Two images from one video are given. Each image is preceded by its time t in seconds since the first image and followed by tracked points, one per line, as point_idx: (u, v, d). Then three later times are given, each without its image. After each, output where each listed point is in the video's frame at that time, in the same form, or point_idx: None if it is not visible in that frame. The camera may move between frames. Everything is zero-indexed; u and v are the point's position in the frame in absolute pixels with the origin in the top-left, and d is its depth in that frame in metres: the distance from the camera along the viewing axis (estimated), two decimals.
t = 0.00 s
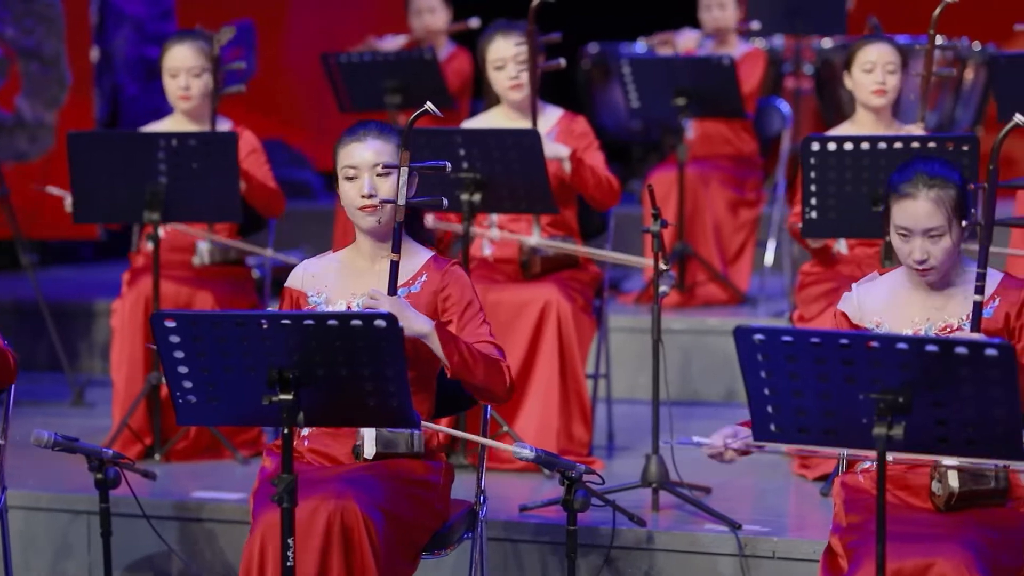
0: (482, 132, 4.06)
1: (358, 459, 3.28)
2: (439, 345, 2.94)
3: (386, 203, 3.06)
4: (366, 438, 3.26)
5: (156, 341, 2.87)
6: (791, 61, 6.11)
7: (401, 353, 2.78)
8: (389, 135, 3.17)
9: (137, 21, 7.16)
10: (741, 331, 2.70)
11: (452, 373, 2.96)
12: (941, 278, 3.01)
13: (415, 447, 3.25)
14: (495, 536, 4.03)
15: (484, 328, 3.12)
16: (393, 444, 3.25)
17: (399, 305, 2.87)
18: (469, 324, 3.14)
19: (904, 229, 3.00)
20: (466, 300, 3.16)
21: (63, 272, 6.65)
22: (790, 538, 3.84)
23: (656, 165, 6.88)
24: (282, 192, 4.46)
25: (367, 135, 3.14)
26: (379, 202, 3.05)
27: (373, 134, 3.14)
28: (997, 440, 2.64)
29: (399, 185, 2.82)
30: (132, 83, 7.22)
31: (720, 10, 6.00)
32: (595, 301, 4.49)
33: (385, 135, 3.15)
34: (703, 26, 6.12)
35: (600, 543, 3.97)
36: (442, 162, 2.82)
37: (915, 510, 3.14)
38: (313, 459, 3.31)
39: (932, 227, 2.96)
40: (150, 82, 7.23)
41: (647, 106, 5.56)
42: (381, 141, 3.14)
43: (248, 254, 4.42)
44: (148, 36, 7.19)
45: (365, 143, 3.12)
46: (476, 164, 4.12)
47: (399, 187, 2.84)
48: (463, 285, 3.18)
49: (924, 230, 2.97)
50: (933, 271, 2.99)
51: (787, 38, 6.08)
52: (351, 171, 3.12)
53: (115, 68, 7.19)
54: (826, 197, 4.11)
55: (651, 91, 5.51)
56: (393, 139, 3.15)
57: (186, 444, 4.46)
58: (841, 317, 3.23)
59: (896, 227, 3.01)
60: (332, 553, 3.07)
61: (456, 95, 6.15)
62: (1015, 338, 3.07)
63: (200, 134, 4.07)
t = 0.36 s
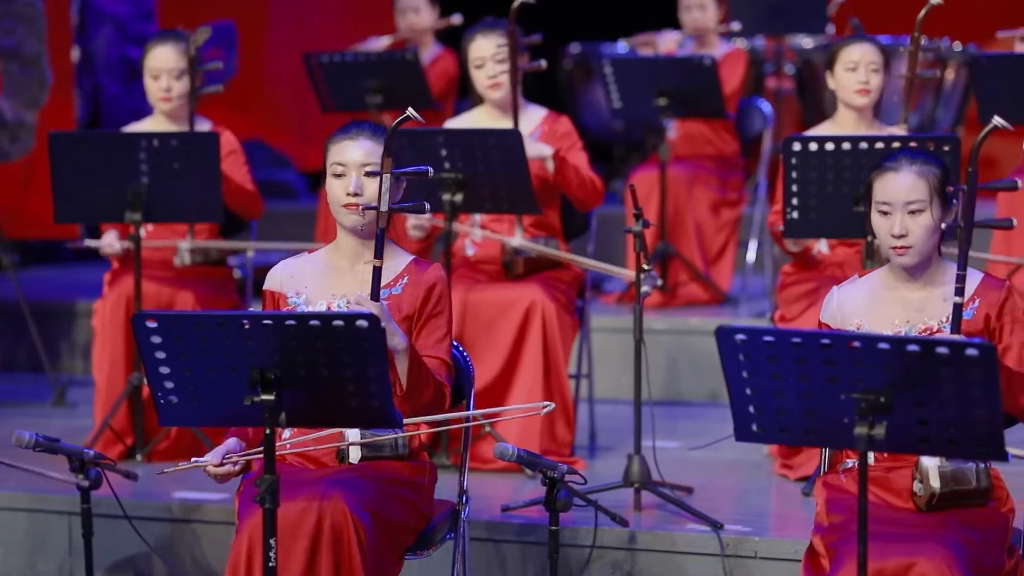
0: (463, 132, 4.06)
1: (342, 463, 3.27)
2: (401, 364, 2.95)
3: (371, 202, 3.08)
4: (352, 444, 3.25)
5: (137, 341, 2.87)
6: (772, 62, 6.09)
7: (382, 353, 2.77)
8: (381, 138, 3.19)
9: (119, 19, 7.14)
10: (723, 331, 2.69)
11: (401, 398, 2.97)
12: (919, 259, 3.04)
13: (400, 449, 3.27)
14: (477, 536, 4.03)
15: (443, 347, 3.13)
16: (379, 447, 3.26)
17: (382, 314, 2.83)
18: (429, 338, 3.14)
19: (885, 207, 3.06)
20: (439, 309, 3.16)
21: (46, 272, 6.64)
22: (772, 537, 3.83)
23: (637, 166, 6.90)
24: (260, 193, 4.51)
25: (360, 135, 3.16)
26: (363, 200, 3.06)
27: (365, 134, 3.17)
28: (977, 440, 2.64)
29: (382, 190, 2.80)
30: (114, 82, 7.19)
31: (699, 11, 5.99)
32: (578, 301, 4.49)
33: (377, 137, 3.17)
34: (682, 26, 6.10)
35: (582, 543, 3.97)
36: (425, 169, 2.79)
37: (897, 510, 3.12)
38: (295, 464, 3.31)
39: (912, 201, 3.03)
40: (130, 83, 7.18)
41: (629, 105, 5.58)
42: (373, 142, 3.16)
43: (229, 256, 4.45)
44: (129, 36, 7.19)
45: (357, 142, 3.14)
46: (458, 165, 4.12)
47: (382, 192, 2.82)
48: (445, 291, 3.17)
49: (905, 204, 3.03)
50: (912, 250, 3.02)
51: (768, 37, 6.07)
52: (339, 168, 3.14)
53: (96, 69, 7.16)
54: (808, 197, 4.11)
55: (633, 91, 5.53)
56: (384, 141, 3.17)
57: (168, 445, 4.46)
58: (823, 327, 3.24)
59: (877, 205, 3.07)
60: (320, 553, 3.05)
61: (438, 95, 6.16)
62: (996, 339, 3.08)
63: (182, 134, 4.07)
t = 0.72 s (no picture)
0: (446, 133, 4.06)
1: (332, 459, 3.21)
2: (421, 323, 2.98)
3: (328, 200, 3.10)
4: (342, 438, 3.20)
5: (119, 342, 2.85)
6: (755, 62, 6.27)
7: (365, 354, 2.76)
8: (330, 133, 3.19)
9: (102, 21, 7.24)
10: (706, 332, 2.68)
11: (440, 349, 3.01)
12: (901, 265, 3.04)
13: (388, 443, 3.24)
14: (460, 537, 4.02)
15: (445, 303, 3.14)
16: (369, 441, 3.22)
17: (369, 306, 2.84)
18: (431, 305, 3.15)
19: (869, 212, 3.06)
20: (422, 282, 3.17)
21: (29, 272, 6.63)
22: (755, 538, 3.83)
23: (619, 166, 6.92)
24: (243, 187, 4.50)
25: (309, 134, 3.16)
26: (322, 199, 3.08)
27: (313, 131, 3.16)
28: (960, 442, 2.64)
29: (366, 182, 2.86)
30: (96, 83, 7.29)
31: (682, 10, 6.01)
32: (560, 301, 4.50)
33: (326, 133, 3.17)
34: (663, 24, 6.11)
35: (566, 544, 3.95)
36: (408, 160, 2.90)
37: (878, 510, 3.12)
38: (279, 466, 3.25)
39: (896, 209, 3.02)
40: (113, 83, 7.29)
41: (612, 107, 5.59)
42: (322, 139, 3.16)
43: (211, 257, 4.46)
44: (112, 37, 7.28)
45: (306, 141, 3.14)
46: (440, 165, 4.12)
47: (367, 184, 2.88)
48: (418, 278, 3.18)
49: (888, 211, 3.02)
50: (895, 256, 3.02)
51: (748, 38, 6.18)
52: (292, 169, 3.14)
53: (78, 69, 7.24)
54: (791, 198, 4.12)
55: (614, 91, 5.55)
56: (334, 136, 3.17)
57: (149, 446, 4.47)
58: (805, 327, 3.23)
59: (861, 210, 3.07)
60: (324, 555, 3.04)
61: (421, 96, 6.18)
62: (978, 339, 3.06)
63: (165, 135, 4.06)
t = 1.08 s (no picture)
0: (424, 133, 4.05)
1: (303, 461, 3.22)
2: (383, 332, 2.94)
3: (318, 202, 3.09)
4: (311, 439, 3.20)
5: (95, 342, 2.83)
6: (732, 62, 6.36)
7: (343, 354, 2.76)
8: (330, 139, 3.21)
9: (76, 19, 7.13)
10: (683, 332, 2.68)
11: (399, 359, 2.96)
12: (876, 260, 3.05)
13: (360, 446, 3.23)
14: (438, 537, 4.01)
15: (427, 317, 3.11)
16: (339, 444, 3.22)
17: (335, 304, 2.86)
18: (414, 316, 3.12)
19: (844, 206, 3.06)
20: (407, 292, 3.15)
21: (10, 273, 6.60)
22: (732, 538, 3.82)
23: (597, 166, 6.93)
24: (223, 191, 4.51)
25: (308, 137, 3.18)
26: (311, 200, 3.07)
27: (314, 136, 3.19)
28: (935, 442, 2.64)
29: (330, 185, 2.82)
30: (72, 83, 7.21)
31: (661, 10, 5.98)
32: (538, 302, 4.50)
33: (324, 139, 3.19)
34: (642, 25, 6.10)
35: (543, 544, 3.94)
36: (370, 161, 2.84)
37: (855, 510, 3.12)
38: (256, 463, 3.27)
39: (871, 203, 3.02)
40: (88, 83, 7.23)
41: (589, 108, 5.59)
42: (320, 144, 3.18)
43: (189, 258, 4.48)
44: (87, 36, 7.18)
45: (303, 144, 3.16)
46: (418, 165, 4.12)
47: (330, 187, 2.84)
48: (403, 282, 3.17)
49: (863, 205, 3.03)
50: (869, 251, 3.03)
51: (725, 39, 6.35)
52: (288, 171, 3.15)
53: (54, 68, 7.15)
54: (768, 199, 4.12)
55: (591, 90, 5.56)
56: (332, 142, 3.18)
57: (128, 446, 4.48)
58: (780, 316, 3.22)
59: (836, 203, 3.07)
60: (285, 554, 3.03)
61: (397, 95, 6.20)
62: (954, 339, 3.05)
63: (142, 136, 4.05)
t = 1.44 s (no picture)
0: (404, 133, 4.05)
1: (286, 461, 3.20)
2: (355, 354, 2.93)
3: (296, 224, 3.07)
4: (295, 439, 3.18)
5: (75, 343, 2.82)
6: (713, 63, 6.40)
7: (323, 355, 2.75)
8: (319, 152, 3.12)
9: (54, 20, 7.14)
10: (663, 332, 2.67)
11: (365, 385, 2.95)
12: (853, 266, 3.04)
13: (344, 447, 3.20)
14: (418, 538, 4.00)
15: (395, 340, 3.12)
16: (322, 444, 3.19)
17: (324, 308, 2.84)
18: (383, 337, 3.13)
19: (823, 213, 3.04)
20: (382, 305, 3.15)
21: None
22: (712, 538, 3.82)
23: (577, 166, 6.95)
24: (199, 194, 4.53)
25: (296, 149, 3.10)
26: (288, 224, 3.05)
27: (303, 148, 3.10)
28: (913, 441, 2.64)
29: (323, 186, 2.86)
30: (52, 84, 7.21)
31: (641, 11, 6.03)
32: (518, 302, 4.52)
33: (313, 154, 3.10)
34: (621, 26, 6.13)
35: (523, 545, 3.93)
36: (365, 162, 2.91)
37: (835, 509, 3.09)
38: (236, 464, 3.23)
39: (850, 211, 3.00)
40: (68, 84, 7.23)
41: (570, 109, 5.63)
42: (307, 158, 3.10)
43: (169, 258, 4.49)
44: (66, 37, 7.20)
45: (289, 158, 3.08)
46: (398, 166, 4.12)
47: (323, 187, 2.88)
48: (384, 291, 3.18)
49: (842, 213, 3.01)
50: (847, 258, 3.02)
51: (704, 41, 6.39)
52: (271, 182, 3.10)
53: (34, 70, 7.15)
54: (747, 198, 4.12)
55: (572, 91, 5.58)
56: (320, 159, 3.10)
57: (107, 447, 4.48)
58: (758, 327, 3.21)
59: (815, 210, 3.05)
60: (270, 554, 3.02)
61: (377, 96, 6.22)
62: (931, 338, 3.05)
63: (120, 136, 4.05)
